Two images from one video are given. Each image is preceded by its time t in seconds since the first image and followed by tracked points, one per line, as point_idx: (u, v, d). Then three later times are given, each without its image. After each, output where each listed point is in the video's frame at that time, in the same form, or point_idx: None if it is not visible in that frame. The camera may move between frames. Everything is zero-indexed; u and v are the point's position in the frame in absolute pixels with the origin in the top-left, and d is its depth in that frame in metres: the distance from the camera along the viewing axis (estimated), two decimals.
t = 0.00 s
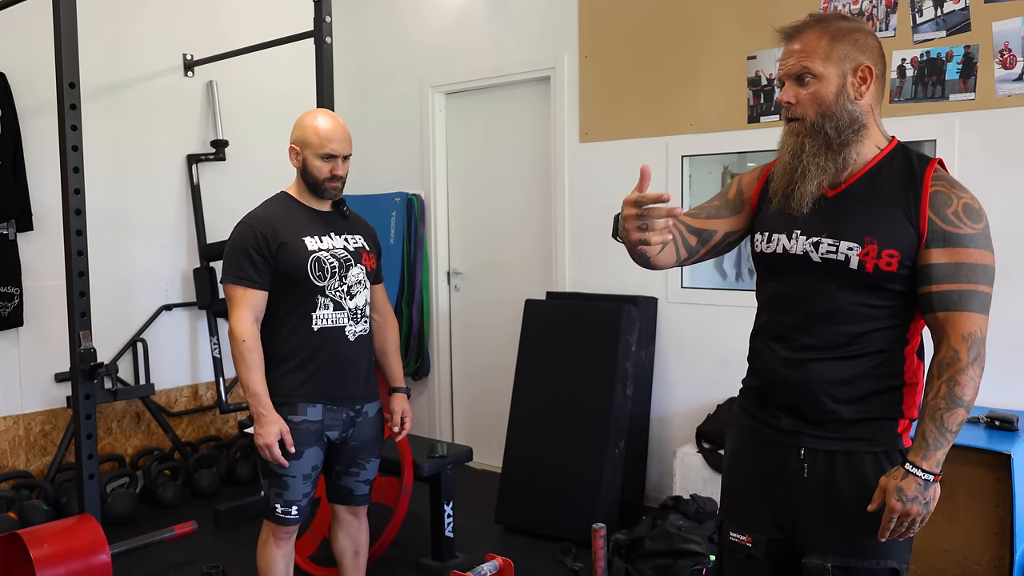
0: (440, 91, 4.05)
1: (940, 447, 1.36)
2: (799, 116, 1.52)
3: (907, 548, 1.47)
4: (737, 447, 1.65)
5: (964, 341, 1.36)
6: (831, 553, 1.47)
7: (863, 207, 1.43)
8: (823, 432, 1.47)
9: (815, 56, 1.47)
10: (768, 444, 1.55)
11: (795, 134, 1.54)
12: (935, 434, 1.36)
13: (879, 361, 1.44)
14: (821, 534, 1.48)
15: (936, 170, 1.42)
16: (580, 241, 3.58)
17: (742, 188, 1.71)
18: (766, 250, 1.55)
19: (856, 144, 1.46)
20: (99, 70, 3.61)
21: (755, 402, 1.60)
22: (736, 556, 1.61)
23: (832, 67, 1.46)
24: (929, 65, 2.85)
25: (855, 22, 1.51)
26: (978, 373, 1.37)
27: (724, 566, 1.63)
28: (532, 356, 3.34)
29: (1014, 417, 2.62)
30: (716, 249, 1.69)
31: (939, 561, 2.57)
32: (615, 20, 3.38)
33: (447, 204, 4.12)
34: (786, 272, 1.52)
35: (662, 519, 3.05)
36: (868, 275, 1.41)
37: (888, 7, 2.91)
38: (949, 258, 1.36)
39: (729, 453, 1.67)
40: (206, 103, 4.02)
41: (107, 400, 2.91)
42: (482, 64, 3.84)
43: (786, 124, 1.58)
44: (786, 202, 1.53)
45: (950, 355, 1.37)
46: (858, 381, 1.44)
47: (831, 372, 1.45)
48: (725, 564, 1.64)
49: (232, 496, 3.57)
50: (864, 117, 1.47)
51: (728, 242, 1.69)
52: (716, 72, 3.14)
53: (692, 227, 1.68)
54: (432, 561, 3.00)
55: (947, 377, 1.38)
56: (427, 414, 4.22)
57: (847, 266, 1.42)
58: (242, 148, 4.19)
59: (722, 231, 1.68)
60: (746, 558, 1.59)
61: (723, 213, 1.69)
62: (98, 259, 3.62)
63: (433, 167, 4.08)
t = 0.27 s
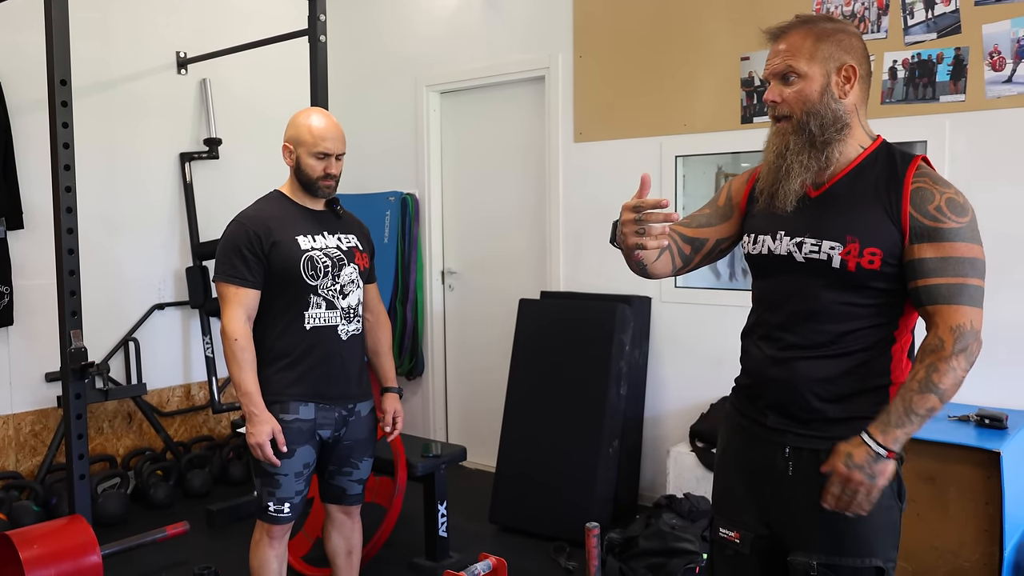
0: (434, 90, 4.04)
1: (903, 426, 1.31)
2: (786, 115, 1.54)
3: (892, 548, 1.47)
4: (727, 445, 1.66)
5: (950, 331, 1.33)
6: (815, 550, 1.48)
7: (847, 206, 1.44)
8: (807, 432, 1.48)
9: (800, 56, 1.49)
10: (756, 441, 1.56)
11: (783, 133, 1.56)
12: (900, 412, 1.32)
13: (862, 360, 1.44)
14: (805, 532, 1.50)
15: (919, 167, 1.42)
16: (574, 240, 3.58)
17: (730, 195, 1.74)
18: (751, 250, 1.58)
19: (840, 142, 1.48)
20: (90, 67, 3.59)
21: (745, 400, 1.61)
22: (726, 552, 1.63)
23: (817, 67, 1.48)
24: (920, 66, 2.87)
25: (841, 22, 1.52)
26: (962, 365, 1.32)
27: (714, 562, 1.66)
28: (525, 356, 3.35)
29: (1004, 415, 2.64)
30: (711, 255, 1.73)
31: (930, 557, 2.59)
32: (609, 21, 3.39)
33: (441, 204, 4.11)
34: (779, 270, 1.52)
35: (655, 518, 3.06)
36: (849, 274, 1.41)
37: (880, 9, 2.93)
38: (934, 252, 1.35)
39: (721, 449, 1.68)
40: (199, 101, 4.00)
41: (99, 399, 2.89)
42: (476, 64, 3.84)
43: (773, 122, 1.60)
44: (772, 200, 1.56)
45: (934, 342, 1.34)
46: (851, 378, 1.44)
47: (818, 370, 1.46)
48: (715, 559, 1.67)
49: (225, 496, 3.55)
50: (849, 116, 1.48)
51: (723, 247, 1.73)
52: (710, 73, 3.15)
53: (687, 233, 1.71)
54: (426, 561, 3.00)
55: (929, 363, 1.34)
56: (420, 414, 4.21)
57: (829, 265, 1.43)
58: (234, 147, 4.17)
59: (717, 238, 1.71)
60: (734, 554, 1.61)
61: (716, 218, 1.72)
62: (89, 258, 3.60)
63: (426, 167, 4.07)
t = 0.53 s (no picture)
0: (424, 89, 4.04)
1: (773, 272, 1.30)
2: (775, 117, 1.53)
3: (871, 548, 1.48)
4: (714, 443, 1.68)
5: (877, 250, 1.24)
6: (794, 548, 1.50)
7: (822, 201, 1.45)
8: (788, 430, 1.49)
9: (784, 59, 1.49)
10: (739, 439, 1.58)
11: (773, 135, 1.55)
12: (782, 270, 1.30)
13: (843, 356, 1.44)
14: (784, 530, 1.51)
15: (896, 161, 1.41)
16: (564, 240, 3.59)
17: (721, 199, 1.75)
18: (734, 249, 1.60)
19: (829, 141, 1.48)
20: (76, 63, 3.55)
21: (731, 399, 1.63)
22: (709, 548, 1.65)
23: (801, 68, 1.49)
24: (907, 67, 2.89)
25: (818, 25, 1.54)
26: (860, 278, 1.21)
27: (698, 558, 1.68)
28: (514, 355, 3.35)
29: (989, 413, 2.67)
30: (707, 260, 1.75)
31: (916, 555, 2.61)
32: (600, 20, 3.39)
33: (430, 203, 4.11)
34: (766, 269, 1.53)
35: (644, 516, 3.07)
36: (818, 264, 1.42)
37: (868, 11, 2.94)
38: (886, 210, 1.32)
39: (707, 447, 1.70)
40: (188, 99, 3.97)
41: (85, 398, 2.86)
42: (466, 62, 3.84)
43: (761, 127, 1.59)
44: (764, 203, 1.55)
45: (859, 251, 1.26)
46: (835, 377, 1.44)
47: (799, 367, 1.47)
48: (700, 555, 1.69)
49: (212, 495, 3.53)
50: (835, 114, 1.49)
51: (719, 251, 1.74)
52: (700, 74, 3.16)
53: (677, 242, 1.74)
54: (415, 560, 2.99)
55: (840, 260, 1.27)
56: (410, 413, 4.21)
57: (800, 258, 1.45)
58: (222, 145, 4.15)
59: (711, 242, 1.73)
60: (717, 550, 1.63)
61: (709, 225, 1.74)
62: (75, 256, 3.57)
63: (415, 166, 4.07)
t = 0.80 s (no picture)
0: (416, 88, 4.04)
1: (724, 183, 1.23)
2: (757, 118, 1.52)
3: (853, 549, 1.46)
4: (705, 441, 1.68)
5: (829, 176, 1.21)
6: (775, 546, 1.48)
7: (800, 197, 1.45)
8: (770, 428, 1.49)
9: (764, 60, 1.48)
10: (725, 437, 1.58)
11: (755, 136, 1.54)
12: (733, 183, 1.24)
13: (824, 353, 1.43)
14: (766, 528, 1.50)
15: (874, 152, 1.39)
16: (557, 239, 3.59)
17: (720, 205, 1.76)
18: (722, 248, 1.61)
19: (811, 139, 1.48)
20: (69, 63, 3.57)
21: (721, 396, 1.64)
22: (698, 542, 1.66)
23: (781, 68, 1.47)
24: (899, 67, 2.89)
25: (795, 26, 1.54)
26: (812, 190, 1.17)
27: (687, 553, 1.69)
28: (505, 354, 3.35)
29: (981, 413, 2.65)
30: (702, 262, 1.71)
31: (908, 555, 2.59)
32: (592, 20, 3.39)
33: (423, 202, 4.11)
34: (749, 267, 1.52)
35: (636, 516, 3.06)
36: (793, 259, 1.42)
37: (860, 10, 2.93)
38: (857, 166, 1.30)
39: (698, 446, 1.70)
40: (179, 98, 3.98)
41: (76, 397, 2.87)
42: (459, 62, 3.84)
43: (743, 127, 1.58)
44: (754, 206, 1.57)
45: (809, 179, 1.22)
46: (818, 374, 1.43)
47: (781, 365, 1.46)
48: (690, 551, 1.70)
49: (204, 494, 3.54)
50: (816, 112, 1.49)
51: (713, 253, 1.70)
52: (693, 75, 3.16)
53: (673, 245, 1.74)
54: (406, 560, 2.99)
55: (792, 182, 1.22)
56: (402, 412, 4.21)
57: (776, 254, 1.44)
58: (215, 145, 4.15)
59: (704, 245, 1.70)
60: (704, 545, 1.64)
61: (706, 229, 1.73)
62: (67, 255, 3.58)
63: (410, 166, 4.07)
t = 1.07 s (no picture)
0: (412, 87, 4.04)
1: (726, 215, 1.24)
2: (744, 113, 1.52)
3: (849, 549, 1.45)
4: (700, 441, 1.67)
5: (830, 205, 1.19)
6: (770, 545, 1.48)
7: (787, 197, 1.45)
8: (764, 428, 1.49)
9: (752, 56, 1.48)
10: (719, 436, 1.58)
11: (744, 132, 1.54)
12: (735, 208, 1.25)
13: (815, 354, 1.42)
14: (762, 527, 1.50)
15: (862, 150, 1.39)
16: (552, 238, 3.58)
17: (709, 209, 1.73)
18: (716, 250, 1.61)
19: (799, 135, 1.47)
20: (65, 61, 3.57)
21: (714, 395, 1.63)
22: (692, 541, 1.65)
23: (769, 64, 1.48)
24: (895, 66, 2.88)
25: (786, 24, 1.54)
26: (810, 229, 1.17)
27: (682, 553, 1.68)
28: (500, 353, 3.35)
29: (976, 413, 2.65)
30: (700, 266, 1.70)
31: (903, 555, 2.59)
32: (588, 19, 3.39)
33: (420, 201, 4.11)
34: (741, 268, 1.53)
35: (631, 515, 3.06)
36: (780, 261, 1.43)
37: (855, 9, 2.92)
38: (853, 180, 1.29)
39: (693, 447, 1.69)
40: (174, 96, 3.98)
41: (71, 395, 2.87)
42: (456, 60, 3.84)
43: (733, 125, 1.59)
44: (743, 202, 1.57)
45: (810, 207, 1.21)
46: (811, 375, 1.43)
47: (772, 366, 1.46)
48: (684, 551, 1.68)
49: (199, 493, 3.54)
50: (805, 109, 1.48)
51: (710, 256, 1.69)
52: (689, 76, 3.16)
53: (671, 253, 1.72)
54: (401, 558, 2.99)
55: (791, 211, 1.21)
56: (397, 410, 4.21)
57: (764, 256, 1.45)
58: (212, 144, 4.16)
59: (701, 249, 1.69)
60: (699, 544, 1.63)
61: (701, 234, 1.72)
62: (63, 254, 3.58)
63: (406, 164, 4.07)
